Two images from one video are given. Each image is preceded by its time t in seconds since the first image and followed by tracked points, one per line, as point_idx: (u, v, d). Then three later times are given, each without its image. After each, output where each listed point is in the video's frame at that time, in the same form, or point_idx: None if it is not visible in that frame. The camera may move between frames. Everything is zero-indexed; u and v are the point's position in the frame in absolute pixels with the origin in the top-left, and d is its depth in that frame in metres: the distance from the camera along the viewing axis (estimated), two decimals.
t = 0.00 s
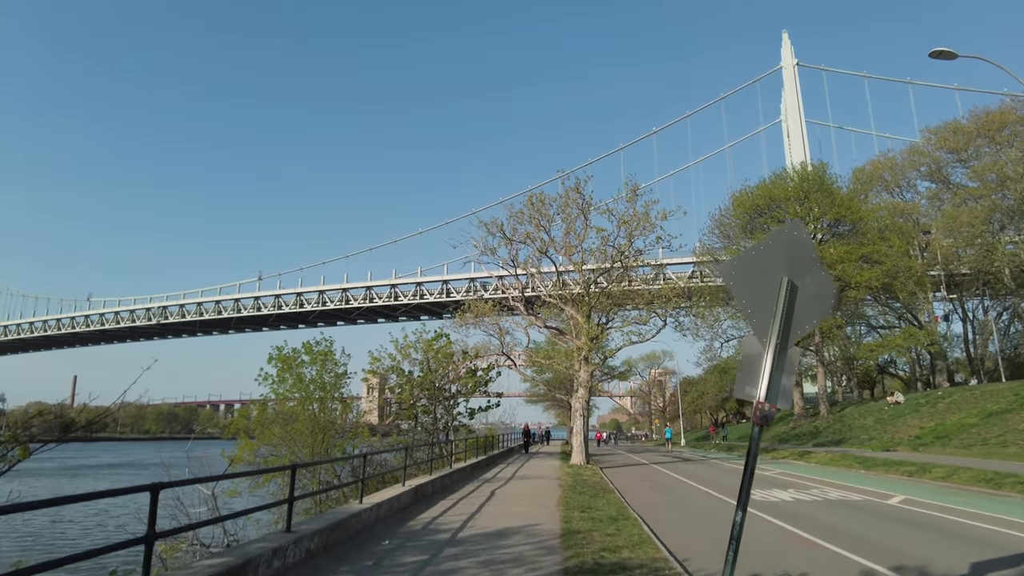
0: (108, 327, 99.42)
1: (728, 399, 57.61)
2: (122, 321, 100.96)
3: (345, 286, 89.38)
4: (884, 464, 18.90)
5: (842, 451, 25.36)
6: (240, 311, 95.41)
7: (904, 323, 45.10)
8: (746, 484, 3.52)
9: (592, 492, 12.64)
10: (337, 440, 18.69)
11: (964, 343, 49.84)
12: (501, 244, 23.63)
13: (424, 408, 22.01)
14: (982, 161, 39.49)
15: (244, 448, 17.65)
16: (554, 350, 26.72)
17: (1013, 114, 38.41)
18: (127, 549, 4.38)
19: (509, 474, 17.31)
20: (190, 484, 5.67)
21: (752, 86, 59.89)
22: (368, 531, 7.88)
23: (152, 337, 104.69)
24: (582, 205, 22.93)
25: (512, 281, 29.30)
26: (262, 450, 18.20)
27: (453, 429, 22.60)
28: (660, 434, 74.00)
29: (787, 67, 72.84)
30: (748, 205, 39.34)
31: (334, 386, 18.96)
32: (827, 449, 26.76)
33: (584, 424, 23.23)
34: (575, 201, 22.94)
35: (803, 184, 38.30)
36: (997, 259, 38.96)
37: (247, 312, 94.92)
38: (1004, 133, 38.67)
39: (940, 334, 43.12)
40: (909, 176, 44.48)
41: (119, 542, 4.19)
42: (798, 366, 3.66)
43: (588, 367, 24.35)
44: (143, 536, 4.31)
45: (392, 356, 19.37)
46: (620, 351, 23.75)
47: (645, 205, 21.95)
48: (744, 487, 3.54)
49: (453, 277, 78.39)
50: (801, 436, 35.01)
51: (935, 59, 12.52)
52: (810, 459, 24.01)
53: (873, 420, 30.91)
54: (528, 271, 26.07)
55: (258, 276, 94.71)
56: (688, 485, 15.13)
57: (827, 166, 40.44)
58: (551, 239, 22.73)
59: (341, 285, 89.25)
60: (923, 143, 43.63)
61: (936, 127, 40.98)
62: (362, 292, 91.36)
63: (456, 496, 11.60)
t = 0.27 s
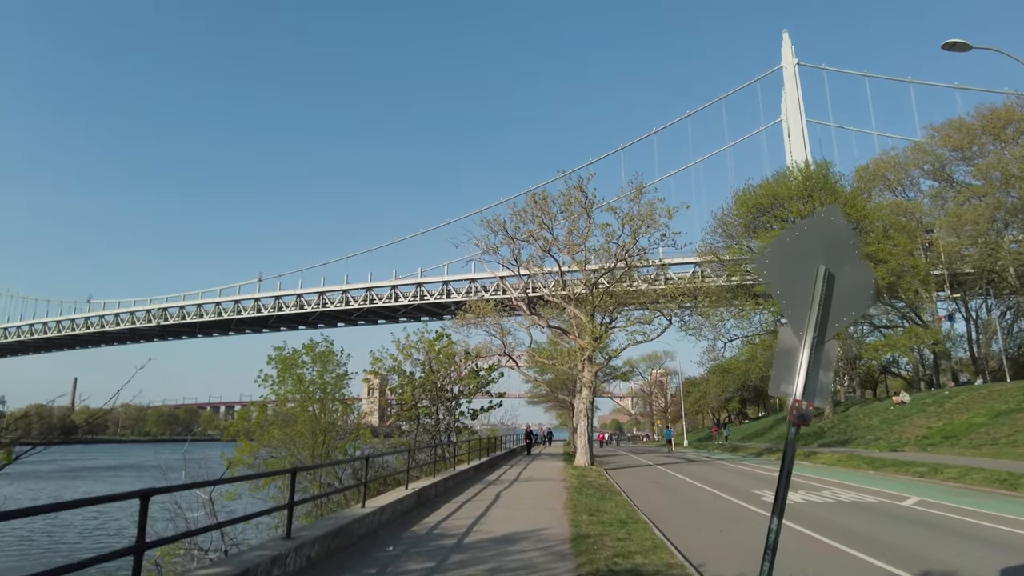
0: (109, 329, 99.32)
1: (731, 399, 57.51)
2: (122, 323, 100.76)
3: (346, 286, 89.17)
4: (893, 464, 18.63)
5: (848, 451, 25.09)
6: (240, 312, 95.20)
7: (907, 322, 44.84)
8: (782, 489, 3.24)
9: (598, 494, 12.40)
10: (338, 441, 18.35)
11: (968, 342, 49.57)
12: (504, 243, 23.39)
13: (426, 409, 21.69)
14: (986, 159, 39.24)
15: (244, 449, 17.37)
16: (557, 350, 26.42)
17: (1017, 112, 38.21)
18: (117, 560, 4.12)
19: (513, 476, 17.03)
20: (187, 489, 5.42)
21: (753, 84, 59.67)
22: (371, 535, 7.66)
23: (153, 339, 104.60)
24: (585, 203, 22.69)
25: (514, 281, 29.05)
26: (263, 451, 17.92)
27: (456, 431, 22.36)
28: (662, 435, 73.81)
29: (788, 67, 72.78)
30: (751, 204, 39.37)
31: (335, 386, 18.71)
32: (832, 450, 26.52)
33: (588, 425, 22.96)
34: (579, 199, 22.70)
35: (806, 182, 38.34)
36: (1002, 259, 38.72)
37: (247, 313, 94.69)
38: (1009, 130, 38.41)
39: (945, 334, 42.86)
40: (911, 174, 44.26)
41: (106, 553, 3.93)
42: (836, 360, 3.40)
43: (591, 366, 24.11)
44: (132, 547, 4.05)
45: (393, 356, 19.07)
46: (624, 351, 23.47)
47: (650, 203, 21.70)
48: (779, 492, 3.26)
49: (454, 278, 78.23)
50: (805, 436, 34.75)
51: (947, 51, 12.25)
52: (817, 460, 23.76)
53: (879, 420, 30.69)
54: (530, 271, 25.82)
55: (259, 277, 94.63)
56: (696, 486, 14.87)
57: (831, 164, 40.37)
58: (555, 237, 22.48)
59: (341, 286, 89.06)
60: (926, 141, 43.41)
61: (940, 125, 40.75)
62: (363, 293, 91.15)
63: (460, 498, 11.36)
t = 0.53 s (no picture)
0: (109, 332, 99.17)
1: (732, 399, 57.28)
2: (122, 325, 100.62)
3: (346, 288, 88.99)
4: (900, 464, 18.38)
5: (854, 451, 24.85)
6: (240, 314, 95.00)
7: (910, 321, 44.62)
8: (817, 496, 3.01)
9: (604, 496, 12.17)
10: (338, 443, 18.12)
11: (970, 341, 49.30)
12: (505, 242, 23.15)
13: (427, 410, 21.43)
14: (989, 156, 38.99)
15: (243, 452, 17.14)
16: (558, 350, 26.18)
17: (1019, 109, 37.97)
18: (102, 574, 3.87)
19: (515, 478, 16.76)
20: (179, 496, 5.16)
21: (753, 83, 59.45)
22: (371, 542, 7.42)
23: (153, 341, 104.42)
24: (587, 201, 22.46)
25: (516, 280, 28.81)
26: (262, 454, 17.66)
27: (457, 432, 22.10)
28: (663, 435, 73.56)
29: (788, 66, 72.65)
30: (753, 202, 39.29)
31: (335, 388, 18.45)
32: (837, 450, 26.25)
33: (591, 425, 22.73)
34: (581, 197, 22.47)
35: (809, 180, 38.31)
36: (1005, 256, 38.46)
37: (247, 316, 94.51)
38: (1012, 127, 38.18)
39: (948, 332, 42.64)
40: (913, 172, 44.05)
41: (89, 568, 3.68)
42: (872, 357, 3.17)
43: (594, 367, 23.82)
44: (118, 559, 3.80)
45: (394, 356, 18.81)
46: (627, 351, 23.22)
47: (653, 201, 21.46)
48: (813, 499, 3.03)
49: (454, 279, 78.07)
50: (809, 436, 34.51)
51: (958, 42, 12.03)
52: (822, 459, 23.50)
53: (883, 419, 30.42)
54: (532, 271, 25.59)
55: (259, 279, 94.43)
56: (702, 488, 14.62)
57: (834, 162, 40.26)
58: (557, 236, 22.25)
59: (341, 287, 88.88)
60: (927, 138, 43.19)
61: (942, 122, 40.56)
62: (363, 295, 90.97)
63: (463, 501, 11.14)
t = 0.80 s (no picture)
0: (108, 333, 98.96)
1: (733, 398, 57.06)
2: (121, 327, 100.36)
3: (345, 288, 88.75)
4: (906, 463, 18.14)
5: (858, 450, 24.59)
6: (239, 315, 94.70)
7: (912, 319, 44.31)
8: (850, 497, 2.76)
9: (606, 496, 11.94)
10: (336, 444, 17.88)
11: (972, 338, 49.06)
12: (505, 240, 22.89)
13: (427, 410, 21.16)
14: (991, 152, 38.74)
15: (240, 453, 16.89)
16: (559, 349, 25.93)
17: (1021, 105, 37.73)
18: None
19: (517, 478, 16.50)
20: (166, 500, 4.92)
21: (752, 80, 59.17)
22: (370, 545, 7.19)
23: (153, 343, 104.19)
24: (588, 198, 22.19)
25: (516, 279, 28.54)
26: (259, 455, 17.40)
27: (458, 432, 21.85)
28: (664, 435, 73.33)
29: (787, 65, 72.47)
30: (754, 199, 39.12)
31: (333, 388, 18.18)
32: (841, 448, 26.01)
33: (593, 425, 22.47)
34: (582, 194, 22.20)
35: (811, 178, 38.08)
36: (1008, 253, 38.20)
37: (247, 316, 94.30)
38: (1014, 123, 37.92)
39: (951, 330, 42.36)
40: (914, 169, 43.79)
41: None
42: (908, 347, 2.91)
43: (595, 365, 23.55)
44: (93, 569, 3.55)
45: (393, 355, 18.60)
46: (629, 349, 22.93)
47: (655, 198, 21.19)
48: (847, 501, 2.78)
49: (454, 279, 77.85)
50: (811, 435, 34.30)
51: (967, 32, 11.77)
52: (826, 458, 23.25)
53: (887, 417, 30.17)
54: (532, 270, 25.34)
55: (258, 280, 94.18)
56: (707, 487, 14.38)
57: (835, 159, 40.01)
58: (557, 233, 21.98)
59: (340, 287, 88.67)
60: (928, 135, 42.94)
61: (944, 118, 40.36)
62: (362, 295, 90.73)
63: (464, 502, 10.90)
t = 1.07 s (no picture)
0: (108, 335, 98.69)
1: (735, 397, 56.82)
2: (120, 329, 100.15)
3: (344, 289, 88.49)
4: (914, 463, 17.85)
5: (863, 449, 24.32)
6: (238, 317, 94.42)
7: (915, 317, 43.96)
8: (896, 510, 2.49)
9: (611, 500, 11.67)
10: (334, 447, 17.60)
11: (975, 336, 48.83)
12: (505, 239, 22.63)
13: (427, 412, 20.87)
14: (994, 149, 38.49)
15: (238, 456, 16.71)
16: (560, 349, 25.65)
17: None
18: None
19: (518, 481, 16.21)
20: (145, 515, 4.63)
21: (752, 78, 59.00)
22: (367, 556, 6.91)
23: (152, 344, 103.92)
24: (590, 196, 21.93)
25: (517, 279, 28.27)
26: (257, 459, 17.12)
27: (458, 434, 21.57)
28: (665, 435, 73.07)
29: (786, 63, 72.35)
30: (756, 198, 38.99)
31: (331, 390, 17.89)
32: (845, 448, 25.75)
33: (595, 426, 22.20)
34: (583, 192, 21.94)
35: (812, 176, 37.83)
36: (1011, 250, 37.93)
37: (246, 318, 94.08)
38: (1016, 119, 37.70)
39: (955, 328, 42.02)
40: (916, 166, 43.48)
41: None
42: (956, 343, 2.63)
43: (598, 366, 23.29)
44: None
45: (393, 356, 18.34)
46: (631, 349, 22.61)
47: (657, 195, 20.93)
48: (894, 514, 2.50)
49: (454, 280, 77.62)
50: (815, 434, 34.01)
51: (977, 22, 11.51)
52: (831, 458, 22.99)
53: (891, 416, 29.92)
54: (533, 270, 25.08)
55: (257, 281, 93.90)
56: (712, 490, 14.12)
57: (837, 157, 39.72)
58: (559, 232, 21.70)
59: (340, 288, 88.38)
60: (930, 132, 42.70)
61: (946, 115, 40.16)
62: (362, 296, 90.48)
63: (465, 507, 10.63)
